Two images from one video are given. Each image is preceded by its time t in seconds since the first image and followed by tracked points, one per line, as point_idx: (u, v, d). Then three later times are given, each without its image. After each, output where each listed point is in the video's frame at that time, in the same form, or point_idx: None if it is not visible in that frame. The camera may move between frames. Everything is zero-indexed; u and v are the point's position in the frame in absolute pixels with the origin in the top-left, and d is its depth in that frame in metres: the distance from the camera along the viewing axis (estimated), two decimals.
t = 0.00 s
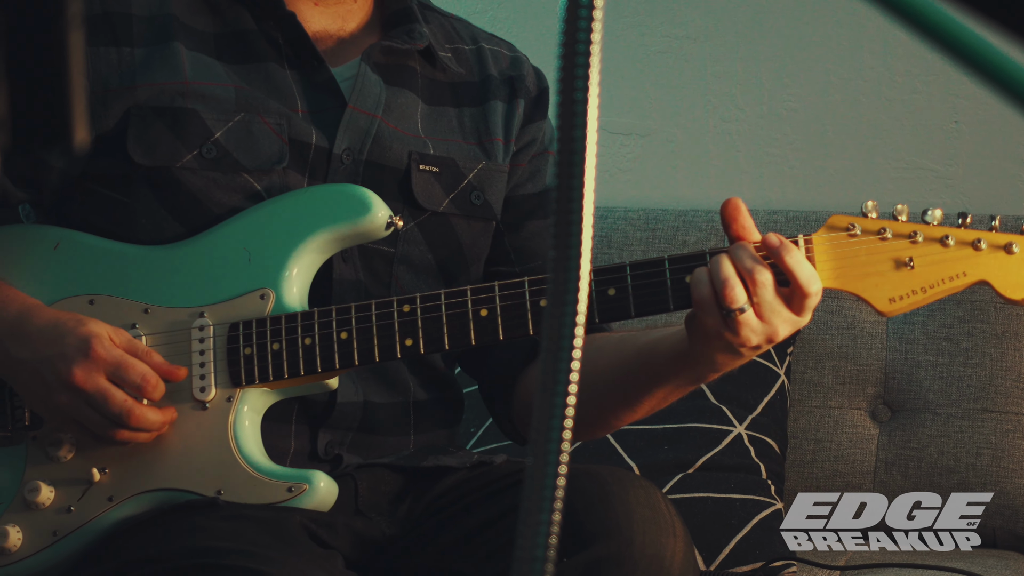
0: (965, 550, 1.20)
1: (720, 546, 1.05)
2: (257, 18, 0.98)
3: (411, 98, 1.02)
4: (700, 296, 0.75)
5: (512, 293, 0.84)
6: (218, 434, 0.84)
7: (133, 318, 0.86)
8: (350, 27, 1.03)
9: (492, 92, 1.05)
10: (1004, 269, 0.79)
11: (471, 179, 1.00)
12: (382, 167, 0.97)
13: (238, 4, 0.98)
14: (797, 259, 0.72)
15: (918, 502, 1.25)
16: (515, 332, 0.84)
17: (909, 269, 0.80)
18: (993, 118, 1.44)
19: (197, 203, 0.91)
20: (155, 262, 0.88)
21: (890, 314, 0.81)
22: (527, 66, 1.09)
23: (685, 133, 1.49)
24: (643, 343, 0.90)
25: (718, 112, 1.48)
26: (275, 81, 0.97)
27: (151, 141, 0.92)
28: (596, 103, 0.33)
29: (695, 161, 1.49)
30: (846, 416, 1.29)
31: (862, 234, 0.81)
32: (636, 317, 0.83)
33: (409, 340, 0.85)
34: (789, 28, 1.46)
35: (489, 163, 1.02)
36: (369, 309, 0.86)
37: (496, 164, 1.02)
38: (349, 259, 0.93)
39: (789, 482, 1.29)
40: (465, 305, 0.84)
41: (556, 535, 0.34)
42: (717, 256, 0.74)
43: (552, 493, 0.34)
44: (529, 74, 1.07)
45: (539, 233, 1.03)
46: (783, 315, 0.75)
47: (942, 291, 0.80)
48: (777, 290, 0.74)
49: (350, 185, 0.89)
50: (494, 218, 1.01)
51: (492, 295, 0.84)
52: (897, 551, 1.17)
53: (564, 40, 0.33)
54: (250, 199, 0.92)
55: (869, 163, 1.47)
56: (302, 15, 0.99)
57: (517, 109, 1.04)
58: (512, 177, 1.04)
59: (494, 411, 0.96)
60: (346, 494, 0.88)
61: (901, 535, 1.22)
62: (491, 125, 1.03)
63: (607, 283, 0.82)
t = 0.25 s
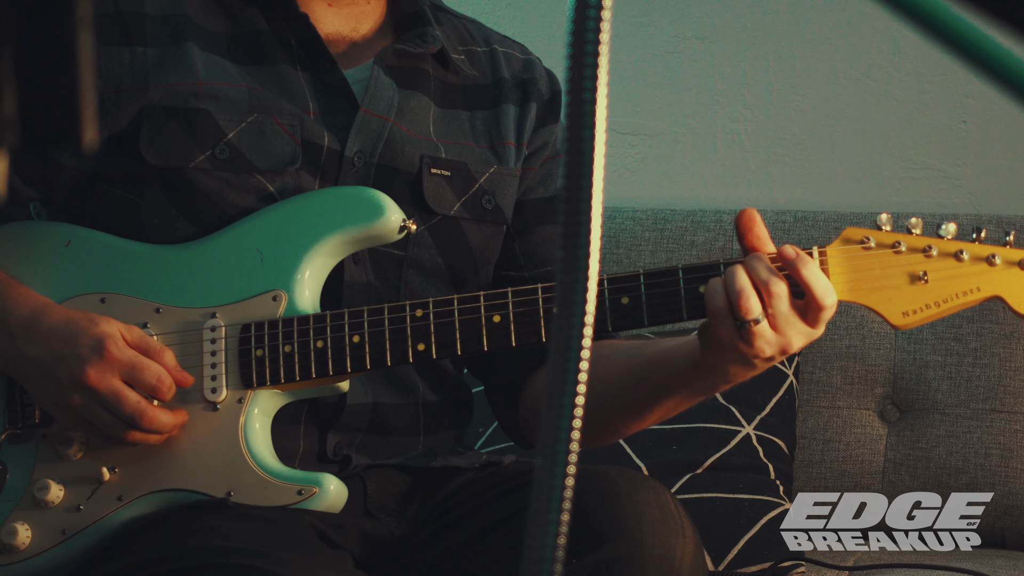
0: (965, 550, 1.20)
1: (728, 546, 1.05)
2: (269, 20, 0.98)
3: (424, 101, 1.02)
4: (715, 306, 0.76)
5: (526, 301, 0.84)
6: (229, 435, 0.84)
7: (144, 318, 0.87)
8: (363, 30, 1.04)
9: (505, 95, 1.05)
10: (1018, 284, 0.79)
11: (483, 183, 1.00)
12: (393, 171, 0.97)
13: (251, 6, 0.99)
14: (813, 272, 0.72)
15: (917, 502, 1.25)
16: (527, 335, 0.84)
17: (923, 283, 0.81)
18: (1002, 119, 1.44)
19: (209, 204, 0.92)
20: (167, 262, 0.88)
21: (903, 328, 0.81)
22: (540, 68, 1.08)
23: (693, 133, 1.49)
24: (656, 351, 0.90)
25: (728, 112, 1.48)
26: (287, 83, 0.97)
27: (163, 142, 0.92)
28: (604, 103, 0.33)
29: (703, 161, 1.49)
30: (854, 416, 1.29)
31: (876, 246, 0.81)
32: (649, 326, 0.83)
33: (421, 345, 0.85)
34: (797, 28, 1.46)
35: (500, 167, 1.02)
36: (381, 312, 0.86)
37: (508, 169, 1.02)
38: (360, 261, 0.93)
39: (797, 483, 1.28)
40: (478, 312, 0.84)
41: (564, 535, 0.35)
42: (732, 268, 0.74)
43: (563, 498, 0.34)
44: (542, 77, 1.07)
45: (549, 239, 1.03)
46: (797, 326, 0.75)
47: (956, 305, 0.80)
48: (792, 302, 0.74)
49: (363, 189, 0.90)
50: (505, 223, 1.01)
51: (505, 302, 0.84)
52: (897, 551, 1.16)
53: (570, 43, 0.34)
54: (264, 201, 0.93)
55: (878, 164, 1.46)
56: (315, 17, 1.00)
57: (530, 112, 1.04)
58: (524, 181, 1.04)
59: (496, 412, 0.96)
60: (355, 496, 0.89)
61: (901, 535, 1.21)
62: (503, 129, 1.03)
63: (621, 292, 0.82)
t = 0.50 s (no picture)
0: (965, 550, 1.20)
1: (737, 546, 1.05)
2: (282, 22, 0.98)
3: (436, 105, 1.01)
4: (722, 307, 0.76)
5: (533, 301, 0.84)
6: (238, 435, 0.85)
7: (153, 317, 0.87)
8: (377, 33, 1.04)
9: (518, 99, 1.04)
10: None
11: (494, 187, 1.01)
12: (404, 173, 0.97)
13: (263, 8, 0.99)
14: (819, 271, 0.73)
15: (917, 502, 1.25)
16: (532, 340, 0.84)
17: (932, 283, 0.81)
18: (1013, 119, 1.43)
19: (218, 205, 0.92)
20: (176, 262, 0.88)
21: (913, 328, 0.81)
22: (553, 73, 1.08)
23: (702, 133, 1.49)
24: (665, 353, 0.90)
25: (737, 113, 1.48)
26: (299, 85, 0.97)
27: (173, 142, 0.92)
28: (612, 104, 0.33)
29: (712, 163, 1.49)
30: (863, 417, 1.29)
31: (885, 245, 0.81)
32: (655, 326, 0.83)
33: (428, 345, 0.85)
34: (809, 27, 1.46)
35: (512, 172, 1.02)
36: (388, 312, 0.86)
37: (520, 174, 1.02)
38: (370, 263, 0.93)
39: (805, 483, 1.28)
40: (485, 312, 0.84)
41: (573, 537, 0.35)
42: (739, 268, 0.74)
43: (570, 498, 0.33)
44: (555, 81, 1.07)
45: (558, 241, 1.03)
46: (805, 326, 0.75)
47: (966, 305, 0.80)
48: (799, 302, 0.74)
49: (372, 189, 0.90)
50: (516, 227, 1.02)
51: (512, 303, 0.84)
52: (898, 552, 1.16)
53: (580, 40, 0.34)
54: (273, 199, 0.93)
55: (886, 166, 1.46)
56: (329, 17, 1.00)
57: (542, 116, 1.04)
58: (535, 185, 1.04)
59: (512, 415, 0.97)
60: (363, 497, 0.89)
61: (901, 535, 1.21)
62: (515, 133, 1.03)
63: (627, 292, 0.82)
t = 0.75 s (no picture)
0: (965, 550, 1.19)
1: (744, 547, 1.05)
2: (293, 22, 0.99)
3: (447, 108, 1.02)
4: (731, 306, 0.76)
5: (544, 302, 0.84)
6: (247, 435, 0.85)
7: (163, 317, 0.87)
8: (388, 35, 1.04)
9: (528, 101, 1.04)
10: None
11: (503, 190, 1.00)
12: (413, 174, 0.97)
13: (275, 9, 0.99)
14: (829, 272, 0.73)
15: (918, 502, 1.25)
16: (543, 337, 0.84)
17: (941, 282, 0.80)
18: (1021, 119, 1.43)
19: (227, 205, 0.92)
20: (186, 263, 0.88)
21: (921, 327, 0.81)
22: (564, 75, 1.08)
23: (711, 133, 1.49)
24: (668, 353, 0.90)
25: (745, 113, 1.48)
26: (309, 87, 0.97)
27: (183, 143, 0.93)
28: (620, 106, 0.34)
29: (721, 163, 1.49)
30: (871, 416, 1.29)
31: (894, 244, 0.81)
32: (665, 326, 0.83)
33: (438, 345, 0.85)
34: (818, 27, 1.46)
35: (522, 174, 1.02)
36: (398, 312, 0.86)
37: (529, 176, 1.02)
38: (379, 264, 0.94)
39: (814, 484, 1.28)
40: (495, 311, 0.84)
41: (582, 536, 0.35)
42: (749, 267, 0.75)
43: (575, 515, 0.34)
44: (565, 83, 1.07)
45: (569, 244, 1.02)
46: (814, 325, 0.75)
47: (975, 304, 0.80)
48: (809, 301, 0.74)
49: (382, 189, 0.90)
50: (525, 230, 1.01)
51: (521, 303, 0.84)
52: (899, 552, 1.15)
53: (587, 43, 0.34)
54: (283, 202, 0.93)
55: (893, 167, 1.47)
56: (339, 18, 1.00)
57: (552, 118, 1.04)
58: (545, 188, 1.04)
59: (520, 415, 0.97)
60: (372, 496, 0.88)
61: (901, 535, 1.20)
62: (526, 135, 1.03)
63: (638, 291, 0.82)
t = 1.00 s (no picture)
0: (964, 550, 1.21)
1: (752, 547, 1.05)
2: (299, 23, 0.99)
3: (454, 108, 1.02)
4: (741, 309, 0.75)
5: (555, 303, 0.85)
6: (256, 435, 0.85)
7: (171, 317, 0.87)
8: (395, 35, 1.04)
9: (535, 102, 1.05)
10: None
11: (511, 190, 1.00)
12: (421, 175, 0.97)
13: (282, 10, 0.99)
14: (848, 278, 0.74)
15: (918, 502, 1.25)
16: (557, 339, 0.85)
17: (951, 288, 0.81)
18: None
19: (236, 205, 0.93)
20: (196, 262, 0.88)
21: (931, 332, 0.81)
22: (571, 75, 1.08)
23: (718, 133, 1.49)
24: (670, 366, 0.90)
25: (754, 113, 1.48)
26: (318, 88, 0.98)
27: (191, 143, 0.93)
28: (629, 105, 0.34)
29: (728, 164, 1.49)
30: (879, 417, 1.29)
31: (905, 251, 0.80)
32: (676, 329, 0.83)
33: (450, 345, 0.85)
34: (827, 27, 1.46)
35: (529, 176, 1.02)
36: (409, 313, 0.86)
37: (537, 177, 1.02)
38: (387, 264, 0.93)
39: (821, 484, 1.28)
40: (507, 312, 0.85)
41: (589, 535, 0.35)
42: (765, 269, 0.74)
43: (587, 490, 0.34)
44: (573, 84, 1.07)
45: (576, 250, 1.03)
46: (823, 328, 0.76)
47: (984, 310, 0.80)
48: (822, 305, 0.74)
49: (392, 191, 0.90)
50: (532, 232, 1.01)
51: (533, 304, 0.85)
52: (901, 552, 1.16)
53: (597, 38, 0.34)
54: (292, 203, 0.93)
55: (900, 168, 1.46)
56: (347, 19, 1.01)
57: (559, 119, 1.04)
58: (553, 191, 1.04)
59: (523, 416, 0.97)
60: (381, 495, 0.89)
61: (901, 535, 1.21)
62: (532, 137, 1.03)
63: (650, 294, 0.82)
